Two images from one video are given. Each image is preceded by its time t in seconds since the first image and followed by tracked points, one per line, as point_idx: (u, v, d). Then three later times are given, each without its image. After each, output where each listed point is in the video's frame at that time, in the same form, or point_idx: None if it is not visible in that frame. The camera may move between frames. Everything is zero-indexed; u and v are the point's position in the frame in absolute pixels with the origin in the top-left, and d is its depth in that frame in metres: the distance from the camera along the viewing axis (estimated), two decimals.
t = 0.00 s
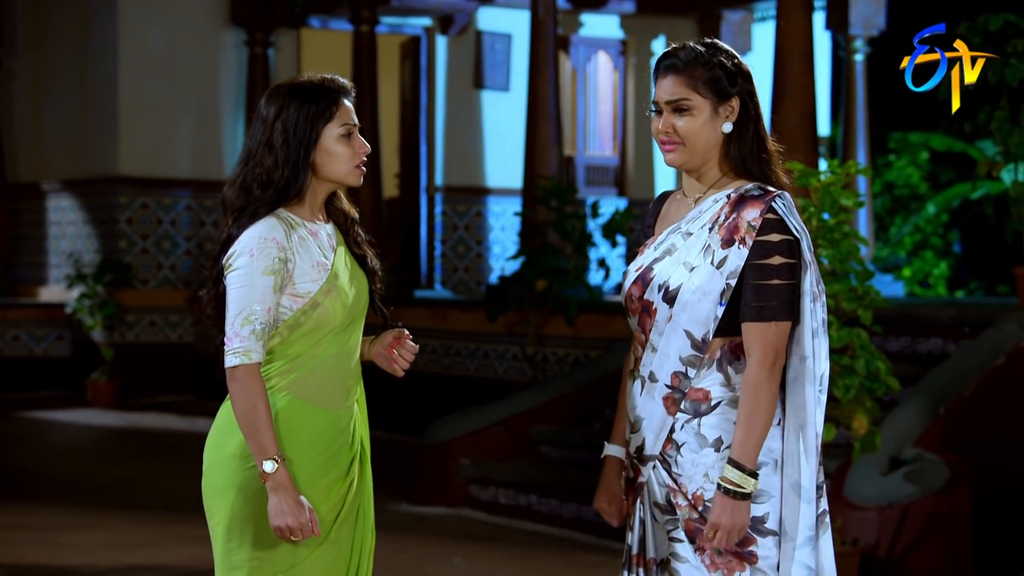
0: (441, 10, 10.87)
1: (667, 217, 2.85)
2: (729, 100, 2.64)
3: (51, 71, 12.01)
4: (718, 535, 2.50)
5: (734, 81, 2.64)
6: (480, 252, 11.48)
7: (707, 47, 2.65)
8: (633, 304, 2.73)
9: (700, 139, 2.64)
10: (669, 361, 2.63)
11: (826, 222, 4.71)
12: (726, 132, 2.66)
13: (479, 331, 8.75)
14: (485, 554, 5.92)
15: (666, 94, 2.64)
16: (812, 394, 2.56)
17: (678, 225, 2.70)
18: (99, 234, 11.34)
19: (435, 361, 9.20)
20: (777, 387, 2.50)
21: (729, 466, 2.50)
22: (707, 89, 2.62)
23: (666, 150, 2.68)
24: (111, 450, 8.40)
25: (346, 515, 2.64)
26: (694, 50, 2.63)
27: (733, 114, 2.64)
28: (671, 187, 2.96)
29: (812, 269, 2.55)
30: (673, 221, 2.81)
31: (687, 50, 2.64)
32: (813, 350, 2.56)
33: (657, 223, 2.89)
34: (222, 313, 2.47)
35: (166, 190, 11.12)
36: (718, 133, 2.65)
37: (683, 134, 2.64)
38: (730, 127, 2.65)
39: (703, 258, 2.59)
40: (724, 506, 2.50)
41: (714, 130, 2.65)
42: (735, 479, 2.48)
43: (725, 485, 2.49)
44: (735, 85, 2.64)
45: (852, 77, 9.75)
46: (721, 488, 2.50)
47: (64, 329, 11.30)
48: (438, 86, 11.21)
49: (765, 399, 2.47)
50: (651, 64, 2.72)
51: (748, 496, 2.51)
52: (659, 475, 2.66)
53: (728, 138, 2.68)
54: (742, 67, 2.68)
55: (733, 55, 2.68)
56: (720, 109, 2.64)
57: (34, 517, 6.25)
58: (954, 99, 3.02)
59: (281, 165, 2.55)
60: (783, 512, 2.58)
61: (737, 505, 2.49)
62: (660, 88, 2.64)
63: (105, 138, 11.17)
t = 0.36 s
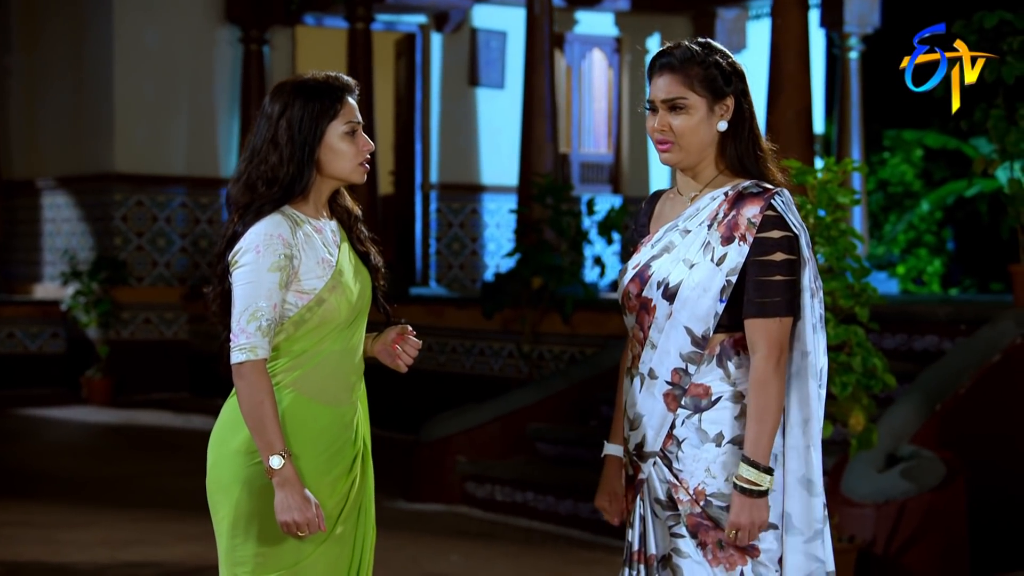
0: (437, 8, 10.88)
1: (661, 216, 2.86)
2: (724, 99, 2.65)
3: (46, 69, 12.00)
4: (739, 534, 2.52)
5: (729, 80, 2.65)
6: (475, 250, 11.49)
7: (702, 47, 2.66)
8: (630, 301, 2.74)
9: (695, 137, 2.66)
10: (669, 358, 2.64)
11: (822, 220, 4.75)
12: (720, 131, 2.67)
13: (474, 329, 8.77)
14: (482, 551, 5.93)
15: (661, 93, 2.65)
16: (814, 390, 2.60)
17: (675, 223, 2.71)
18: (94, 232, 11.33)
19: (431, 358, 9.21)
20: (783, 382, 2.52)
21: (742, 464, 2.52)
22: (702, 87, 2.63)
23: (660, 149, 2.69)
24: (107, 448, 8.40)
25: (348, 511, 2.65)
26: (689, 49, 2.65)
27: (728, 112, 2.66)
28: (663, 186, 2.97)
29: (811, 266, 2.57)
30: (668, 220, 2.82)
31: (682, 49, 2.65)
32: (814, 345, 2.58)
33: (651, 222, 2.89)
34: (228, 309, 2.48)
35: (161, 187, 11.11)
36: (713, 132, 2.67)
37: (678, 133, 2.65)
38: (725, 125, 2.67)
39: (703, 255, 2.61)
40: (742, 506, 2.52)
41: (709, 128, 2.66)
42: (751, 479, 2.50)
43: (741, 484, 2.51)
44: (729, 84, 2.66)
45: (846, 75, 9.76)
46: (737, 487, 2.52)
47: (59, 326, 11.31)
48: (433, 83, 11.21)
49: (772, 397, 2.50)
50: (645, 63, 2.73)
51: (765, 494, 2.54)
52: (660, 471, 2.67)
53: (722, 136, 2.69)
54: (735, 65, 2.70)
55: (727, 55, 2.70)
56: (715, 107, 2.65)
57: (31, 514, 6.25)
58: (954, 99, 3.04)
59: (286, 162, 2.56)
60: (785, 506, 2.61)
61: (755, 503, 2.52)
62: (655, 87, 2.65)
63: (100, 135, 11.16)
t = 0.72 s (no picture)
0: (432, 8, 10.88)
1: (659, 216, 2.86)
2: (719, 100, 2.66)
3: (40, 69, 11.99)
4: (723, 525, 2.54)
5: (724, 81, 2.66)
6: (470, 249, 11.51)
7: (696, 48, 2.67)
8: (629, 301, 2.75)
9: (690, 138, 2.67)
10: (669, 357, 2.66)
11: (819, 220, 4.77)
12: (715, 131, 2.68)
13: (470, 328, 8.77)
14: (479, 550, 5.94)
15: (655, 94, 2.66)
16: (817, 388, 2.61)
17: (674, 223, 2.72)
18: (90, 232, 11.31)
19: (427, 358, 9.22)
20: (779, 380, 2.53)
21: (731, 458, 2.53)
22: (697, 88, 2.64)
23: (655, 150, 2.70)
24: (103, 448, 8.39)
25: (351, 510, 2.66)
26: (683, 50, 2.66)
27: (723, 113, 2.67)
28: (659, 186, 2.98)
29: (810, 265, 2.58)
30: (665, 221, 2.83)
31: (676, 50, 2.66)
32: (815, 344, 2.60)
33: (648, 223, 2.90)
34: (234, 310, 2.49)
35: (156, 187, 11.11)
36: (707, 132, 2.68)
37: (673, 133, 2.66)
38: (719, 126, 2.68)
39: (703, 254, 2.62)
40: (727, 498, 2.53)
41: (704, 128, 2.67)
42: (739, 472, 2.51)
43: (728, 476, 2.52)
44: (724, 85, 2.66)
45: (841, 76, 9.77)
46: (725, 480, 2.53)
47: (54, 326, 11.30)
48: (427, 83, 11.21)
49: (767, 396, 2.51)
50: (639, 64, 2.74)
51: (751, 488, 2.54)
52: (660, 470, 2.68)
53: (718, 137, 2.71)
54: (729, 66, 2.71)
55: (723, 55, 2.71)
56: (710, 108, 2.66)
57: (28, 514, 6.24)
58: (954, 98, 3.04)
59: (291, 162, 2.56)
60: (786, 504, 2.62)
61: (740, 496, 2.53)
62: (650, 88, 2.66)
63: (94, 135, 11.14)
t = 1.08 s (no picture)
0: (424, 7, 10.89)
1: (653, 217, 2.87)
2: (713, 100, 2.68)
3: (33, 68, 11.97)
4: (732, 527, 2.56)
5: (718, 81, 2.68)
6: (463, 248, 11.52)
7: (691, 48, 2.69)
8: (624, 301, 2.76)
9: (685, 137, 2.68)
10: (665, 356, 2.67)
11: (814, 220, 4.80)
12: (710, 131, 2.70)
13: (464, 327, 8.77)
14: (475, 549, 5.95)
15: (651, 94, 2.67)
16: (812, 387, 2.63)
17: (668, 223, 2.73)
18: (83, 231, 11.30)
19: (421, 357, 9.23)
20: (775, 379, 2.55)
21: (735, 459, 2.56)
22: (692, 88, 2.66)
23: (651, 150, 2.71)
24: (97, 447, 8.39)
25: (353, 509, 2.67)
26: (677, 50, 2.67)
27: (717, 113, 2.68)
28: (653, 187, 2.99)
29: (804, 263, 2.60)
30: (660, 221, 2.84)
31: (670, 50, 2.68)
32: (809, 342, 2.62)
33: (642, 223, 2.91)
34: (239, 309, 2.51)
35: (150, 186, 11.10)
36: (702, 132, 2.69)
37: (668, 133, 2.68)
38: (714, 126, 2.69)
39: (698, 253, 2.64)
40: (735, 498, 2.56)
41: (699, 128, 2.68)
42: (743, 473, 2.54)
43: (734, 478, 2.55)
44: (719, 85, 2.68)
45: (833, 76, 9.80)
46: (730, 481, 2.56)
47: (46, 325, 11.30)
48: (420, 82, 11.22)
49: (764, 395, 2.53)
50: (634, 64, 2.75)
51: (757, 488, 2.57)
52: (656, 468, 2.70)
53: (713, 137, 2.73)
54: (724, 67, 2.72)
55: (717, 56, 2.72)
56: (704, 108, 2.68)
57: (23, 514, 6.24)
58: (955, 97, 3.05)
59: (296, 163, 2.58)
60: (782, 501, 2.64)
61: (746, 496, 2.56)
62: (645, 88, 2.68)
63: (87, 134, 11.13)
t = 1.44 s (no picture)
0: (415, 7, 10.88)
1: (648, 218, 2.87)
2: (708, 102, 2.68)
3: (23, 67, 11.94)
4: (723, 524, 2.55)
5: (713, 83, 2.68)
6: (454, 248, 11.51)
7: (686, 51, 2.69)
8: (620, 302, 2.76)
9: (681, 139, 2.68)
10: (661, 356, 2.67)
11: (808, 220, 4.80)
12: (705, 133, 2.70)
13: (456, 327, 8.76)
14: (468, 550, 5.94)
15: (646, 96, 2.67)
16: (805, 386, 2.63)
17: (663, 224, 2.73)
18: (72, 231, 11.26)
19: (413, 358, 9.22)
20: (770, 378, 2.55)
21: (725, 456, 2.56)
22: (687, 90, 2.66)
23: (646, 151, 2.71)
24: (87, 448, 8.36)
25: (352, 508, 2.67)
26: (672, 52, 2.67)
27: (712, 115, 2.68)
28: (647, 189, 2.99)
29: (799, 264, 2.60)
30: (655, 222, 2.84)
31: (665, 52, 2.68)
32: (803, 342, 2.62)
33: (637, 225, 2.91)
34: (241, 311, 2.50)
35: (140, 186, 11.07)
36: (697, 134, 2.70)
37: (664, 135, 2.68)
38: (709, 128, 2.70)
39: (694, 254, 2.64)
40: (722, 496, 2.56)
41: (694, 130, 2.69)
42: (736, 471, 2.54)
43: (723, 475, 2.55)
44: (714, 87, 2.68)
45: (824, 76, 9.81)
46: (719, 478, 2.56)
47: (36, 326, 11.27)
48: (411, 82, 11.21)
49: (758, 394, 2.53)
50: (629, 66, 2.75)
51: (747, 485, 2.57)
52: (653, 467, 2.69)
53: (707, 139, 2.72)
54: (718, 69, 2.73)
55: (711, 58, 2.72)
56: (700, 110, 2.68)
57: (15, 514, 6.22)
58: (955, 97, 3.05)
59: (298, 165, 2.57)
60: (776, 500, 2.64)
61: (734, 493, 2.56)
62: (640, 90, 2.67)
63: (77, 134, 11.09)
